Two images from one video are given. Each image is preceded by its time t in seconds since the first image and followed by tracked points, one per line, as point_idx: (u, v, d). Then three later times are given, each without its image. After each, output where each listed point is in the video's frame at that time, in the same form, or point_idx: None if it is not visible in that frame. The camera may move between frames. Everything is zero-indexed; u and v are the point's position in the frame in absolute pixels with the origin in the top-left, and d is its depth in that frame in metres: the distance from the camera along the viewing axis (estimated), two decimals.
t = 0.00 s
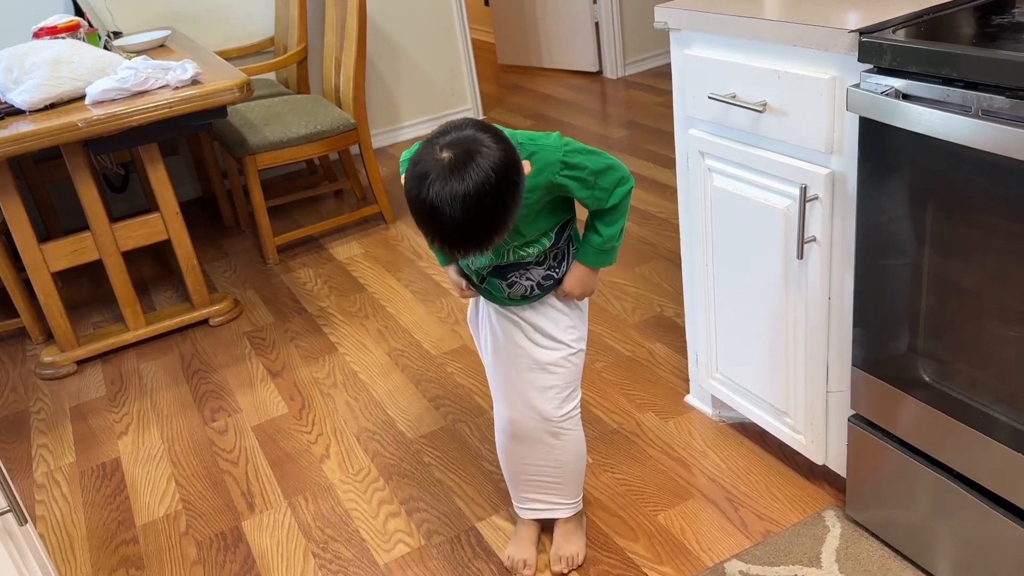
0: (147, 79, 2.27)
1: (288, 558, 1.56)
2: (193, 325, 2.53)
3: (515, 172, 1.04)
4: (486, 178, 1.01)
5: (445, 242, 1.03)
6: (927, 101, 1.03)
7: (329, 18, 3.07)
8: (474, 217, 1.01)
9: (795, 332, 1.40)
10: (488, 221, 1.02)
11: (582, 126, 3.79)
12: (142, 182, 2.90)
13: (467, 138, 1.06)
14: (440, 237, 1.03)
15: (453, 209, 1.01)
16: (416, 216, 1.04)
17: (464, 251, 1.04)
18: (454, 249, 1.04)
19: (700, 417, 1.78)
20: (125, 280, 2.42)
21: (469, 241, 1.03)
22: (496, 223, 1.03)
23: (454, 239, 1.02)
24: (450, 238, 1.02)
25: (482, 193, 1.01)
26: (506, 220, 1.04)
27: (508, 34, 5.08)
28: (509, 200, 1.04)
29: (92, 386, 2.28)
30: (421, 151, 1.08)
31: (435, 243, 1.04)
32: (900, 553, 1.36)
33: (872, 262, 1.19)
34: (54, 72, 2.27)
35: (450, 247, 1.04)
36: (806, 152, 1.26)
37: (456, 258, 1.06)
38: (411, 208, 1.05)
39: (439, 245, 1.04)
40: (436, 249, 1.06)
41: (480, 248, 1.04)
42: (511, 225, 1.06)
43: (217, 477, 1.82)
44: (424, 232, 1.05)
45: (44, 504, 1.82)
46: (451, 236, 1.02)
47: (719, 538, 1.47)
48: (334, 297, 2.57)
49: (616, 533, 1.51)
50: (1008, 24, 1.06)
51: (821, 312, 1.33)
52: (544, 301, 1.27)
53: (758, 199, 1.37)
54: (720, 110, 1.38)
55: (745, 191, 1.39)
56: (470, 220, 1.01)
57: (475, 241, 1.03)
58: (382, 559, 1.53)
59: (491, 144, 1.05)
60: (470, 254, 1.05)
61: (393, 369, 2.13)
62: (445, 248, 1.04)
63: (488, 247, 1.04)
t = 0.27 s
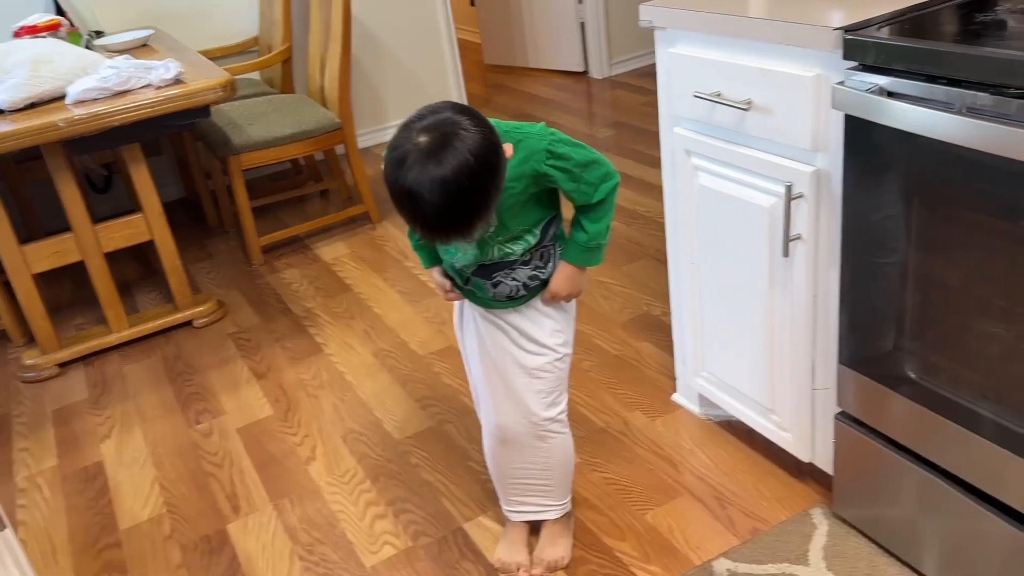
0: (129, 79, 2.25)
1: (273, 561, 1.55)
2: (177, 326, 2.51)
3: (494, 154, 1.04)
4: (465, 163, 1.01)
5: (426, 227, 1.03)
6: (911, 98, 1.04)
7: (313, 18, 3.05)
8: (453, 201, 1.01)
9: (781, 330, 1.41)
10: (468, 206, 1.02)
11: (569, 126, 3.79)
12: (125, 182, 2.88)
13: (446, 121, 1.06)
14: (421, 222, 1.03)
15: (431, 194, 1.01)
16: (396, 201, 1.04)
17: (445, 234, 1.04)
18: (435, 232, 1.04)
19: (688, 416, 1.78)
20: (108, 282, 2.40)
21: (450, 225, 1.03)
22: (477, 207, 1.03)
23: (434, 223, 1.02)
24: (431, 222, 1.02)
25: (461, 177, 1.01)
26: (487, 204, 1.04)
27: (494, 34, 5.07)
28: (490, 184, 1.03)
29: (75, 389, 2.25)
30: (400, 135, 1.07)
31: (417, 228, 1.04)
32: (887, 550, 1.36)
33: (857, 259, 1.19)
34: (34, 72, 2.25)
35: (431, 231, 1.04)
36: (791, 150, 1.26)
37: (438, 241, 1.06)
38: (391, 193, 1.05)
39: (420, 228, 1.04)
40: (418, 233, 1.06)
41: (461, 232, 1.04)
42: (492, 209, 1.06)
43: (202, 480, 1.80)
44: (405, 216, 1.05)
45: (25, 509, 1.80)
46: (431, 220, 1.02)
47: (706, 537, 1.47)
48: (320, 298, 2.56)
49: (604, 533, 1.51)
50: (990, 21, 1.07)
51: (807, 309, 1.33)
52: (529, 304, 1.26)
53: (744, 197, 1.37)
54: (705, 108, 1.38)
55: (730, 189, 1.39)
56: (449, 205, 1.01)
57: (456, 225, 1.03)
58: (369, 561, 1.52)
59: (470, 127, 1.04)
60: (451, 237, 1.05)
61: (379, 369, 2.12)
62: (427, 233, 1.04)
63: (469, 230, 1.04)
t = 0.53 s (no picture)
0: (119, 83, 2.24)
1: (264, 568, 1.54)
2: (167, 331, 2.50)
3: (491, 150, 1.03)
4: (463, 158, 1.01)
5: (424, 222, 1.03)
6: (901, 103, 1.04)
7: (304, 22, 3.05)
8: (452, 197, 1.01)
9: (772, 333, 1.41)
10: (467, 202, 1.02)
11: (559, 130, 3.79)
12: (115, 187, 2.86)
13: (444, 117, 1.05)
14: (419, 217, 1.02)
15: (430, 189, 1.00)
16: (395, 196, 1.04)
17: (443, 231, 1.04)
18: (434, 229, 1.03)
19: (680, 420, 1.78)
20: (97, 287, 2.38)
21: (448, 220, 1.02)
22: (476, 203, 1.02)
23: (432, 219, 1.02)
24: (429, 217, 1.02)
25: (460, 173, 1.00)
26: (486, 201, 1.04)
27: (484, 38, 5.07)
28: (488, 180, 1.03)
29: (64, 395, 2.24)
30: (397, 131, 1.07)
31: (415, 223, 1.04)
32: (878, 553, 1.37)
33: (848, 263, 1.20)
34: (23, 76, 2.23)
35: (430, 227, 1.03)
36: (781, 154, 1.27)
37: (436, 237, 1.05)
38: (389, 188, 1.04)
39: (418, 224, 1.04)
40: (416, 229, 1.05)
41: (459, 228, 1.04)
42: (490, 205, 1.05)
43: (193, 486, 1.79)
44: (403, 212, 1.04)
45: (14, 516, 1.78)
46: (430, 216, 1.02)
47: (699, 541, 1.47)
48: (311, 303, 2.55)
49: (597, 537, 1.51)
50: (980, 26, 1.07)
51: (798, 313, 1.34)
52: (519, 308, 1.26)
53: (735, 202, 1.37)
54: (697, 113, 1.39)
55: (721, 193, 1.40)
56: (448, 200, 1.00)
57: (454, 221, 1.02)
58: (361, 567, 1.51)
59: (468, 123, 1.04)
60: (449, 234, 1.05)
61: (371, 374, 2.12)
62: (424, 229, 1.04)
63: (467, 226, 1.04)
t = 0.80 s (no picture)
0: (114, 88, 2.23)
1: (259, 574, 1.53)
2: (161, 337, 2.49)
3: (492, 125, 1.04)
4: (464, 131, 1.01)
5: (424, 192, 1.02)
6: (895, 111, 1.04)
7: (299, 27, 3.05)
8: (454, 165, 1.00)
9: (766, 339, 1.41)
10: (467, 173, 1.01)
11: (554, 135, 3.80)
12: (109, 192, 2.86)
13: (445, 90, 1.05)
14: (419, 186, 1.02)
15: (431, 157, 1.00)
16: (394, 166, 1.04)
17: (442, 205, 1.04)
18: (433, 198, 1.03)
19: (674, 425, 1.79)
20: (92, 292, 2.37)
21: (447, 191, 1.02)
22: (476, 177, 1.02)
23: (431, 193, 1.02)
24: (429, 187, 1.01)
25: (460, 146, 1.00)
26: (485, 175, 1.03)
27: (479, 44, 5.08)
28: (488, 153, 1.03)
29: (58, 400, 2.23)
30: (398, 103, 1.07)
31: (414, 195, 1.03)
32: (872, 559, 1.37)
33: (843, 269, 1.20)
34: (18, 81, 2.23)
35: (429, 198, 1.03)
36: (776, 161, 1.27)
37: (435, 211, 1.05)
38: (389, 160, 1.04)
39: (418, 196, 1.03)
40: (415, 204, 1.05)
41: (458, 201, 1.03)
42: (490, 182, 1.05)
43: (187, 492, 1.78)
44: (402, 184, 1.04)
45: (7, 523, 1.77)
46: (430, 186, 1.01)
47: (694, 547, 1.47)
48: (305, 308, 2.55)
49: (592, 543, 1.51)
50: (973, 34, 1.08)
51: (792, 320, 1.34)
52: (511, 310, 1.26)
53: (730, 208, 1.37)
54: (692, 119, 1.39)
55: (716, 199, 1.40)
56: (447, 174, 1.00)
57: (454, 191, 1.02)
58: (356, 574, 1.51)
59: (469, 96, 1.05)
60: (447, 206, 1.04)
61: (365, 380, 2.11)
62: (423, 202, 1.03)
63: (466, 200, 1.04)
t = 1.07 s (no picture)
0: (109, 93, 2.23)
1: None
2: (155, 342, 2.48)
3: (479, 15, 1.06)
4: None
5: (410, 49, 1.01)
6: (888, 119, 1.05)
7: (295, 33, 3.05)
8: (445, 23, 1.01)
9: (760, 346, 1.42)
10: (457, 42, 1.01)
11: (549, 142, 3.81)
12: (103, 196, 2.85)
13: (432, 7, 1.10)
14: (406, 40, 1.01)
15: (425, 11, 1.01)
16: (383, 37, 1.03)
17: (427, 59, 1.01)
18: (418, 59, 1.00)
19: (668, 432, 1.79)
20: (85, 297, 2.37)
21: (435, 52, 1.00)
22: (465, 59, 1.02)
23: (418, 39, 1.00)
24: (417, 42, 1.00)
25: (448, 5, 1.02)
26: (474, 70, 1.03)
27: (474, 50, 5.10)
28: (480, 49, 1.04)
29: (50, 405, 2.22)
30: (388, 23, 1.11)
31: (399, 57, 1.01)
32: (865, 566, 1.37)
33: (836, 276, 1.21)
34: (13, 85, 2.22)
35: (415, 58, 1.01)
36: (770, 169, 1.28)
37: (420, 76, 1.01)
38: (376, 37, 1.04)
39: (403, 58, 1.01)
40: (400, 75, 1.02)
41: (442, 75, 1.01)
42: (478, 61, 1.04)
43: (180, 498, 1.78)
44: (388, 59, 1.02)
45: None
46: (419, 37, 1.00)
47: (688, 553, 1.47)
48: (300, 313, 2.54)
49: (586, 550, 1.51)
50: (965, 43, 1.09)
51: (786, 327, 1.35)
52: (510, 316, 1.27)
53: (724, 215, 1.38)
54: (686, 127, 1.40)
55: (711, 206, 1.41)
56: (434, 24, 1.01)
57: (441, 54, 1.01)
58: None
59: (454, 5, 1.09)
60: (430, 85, 1.01)
61: (360, 385, 2.11)
62: (407, 53, 1.01)
63: (453, 58, 1.01)
